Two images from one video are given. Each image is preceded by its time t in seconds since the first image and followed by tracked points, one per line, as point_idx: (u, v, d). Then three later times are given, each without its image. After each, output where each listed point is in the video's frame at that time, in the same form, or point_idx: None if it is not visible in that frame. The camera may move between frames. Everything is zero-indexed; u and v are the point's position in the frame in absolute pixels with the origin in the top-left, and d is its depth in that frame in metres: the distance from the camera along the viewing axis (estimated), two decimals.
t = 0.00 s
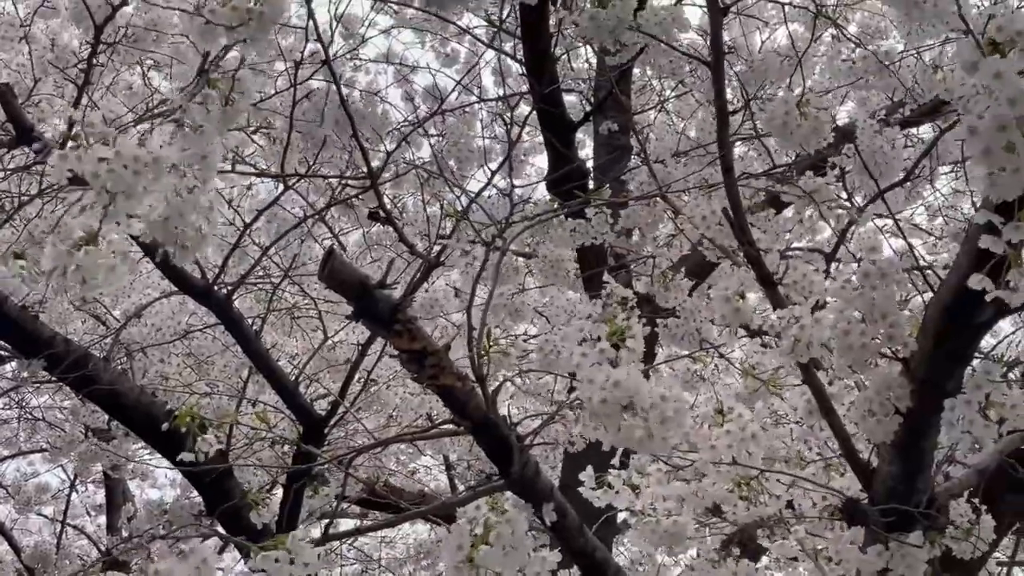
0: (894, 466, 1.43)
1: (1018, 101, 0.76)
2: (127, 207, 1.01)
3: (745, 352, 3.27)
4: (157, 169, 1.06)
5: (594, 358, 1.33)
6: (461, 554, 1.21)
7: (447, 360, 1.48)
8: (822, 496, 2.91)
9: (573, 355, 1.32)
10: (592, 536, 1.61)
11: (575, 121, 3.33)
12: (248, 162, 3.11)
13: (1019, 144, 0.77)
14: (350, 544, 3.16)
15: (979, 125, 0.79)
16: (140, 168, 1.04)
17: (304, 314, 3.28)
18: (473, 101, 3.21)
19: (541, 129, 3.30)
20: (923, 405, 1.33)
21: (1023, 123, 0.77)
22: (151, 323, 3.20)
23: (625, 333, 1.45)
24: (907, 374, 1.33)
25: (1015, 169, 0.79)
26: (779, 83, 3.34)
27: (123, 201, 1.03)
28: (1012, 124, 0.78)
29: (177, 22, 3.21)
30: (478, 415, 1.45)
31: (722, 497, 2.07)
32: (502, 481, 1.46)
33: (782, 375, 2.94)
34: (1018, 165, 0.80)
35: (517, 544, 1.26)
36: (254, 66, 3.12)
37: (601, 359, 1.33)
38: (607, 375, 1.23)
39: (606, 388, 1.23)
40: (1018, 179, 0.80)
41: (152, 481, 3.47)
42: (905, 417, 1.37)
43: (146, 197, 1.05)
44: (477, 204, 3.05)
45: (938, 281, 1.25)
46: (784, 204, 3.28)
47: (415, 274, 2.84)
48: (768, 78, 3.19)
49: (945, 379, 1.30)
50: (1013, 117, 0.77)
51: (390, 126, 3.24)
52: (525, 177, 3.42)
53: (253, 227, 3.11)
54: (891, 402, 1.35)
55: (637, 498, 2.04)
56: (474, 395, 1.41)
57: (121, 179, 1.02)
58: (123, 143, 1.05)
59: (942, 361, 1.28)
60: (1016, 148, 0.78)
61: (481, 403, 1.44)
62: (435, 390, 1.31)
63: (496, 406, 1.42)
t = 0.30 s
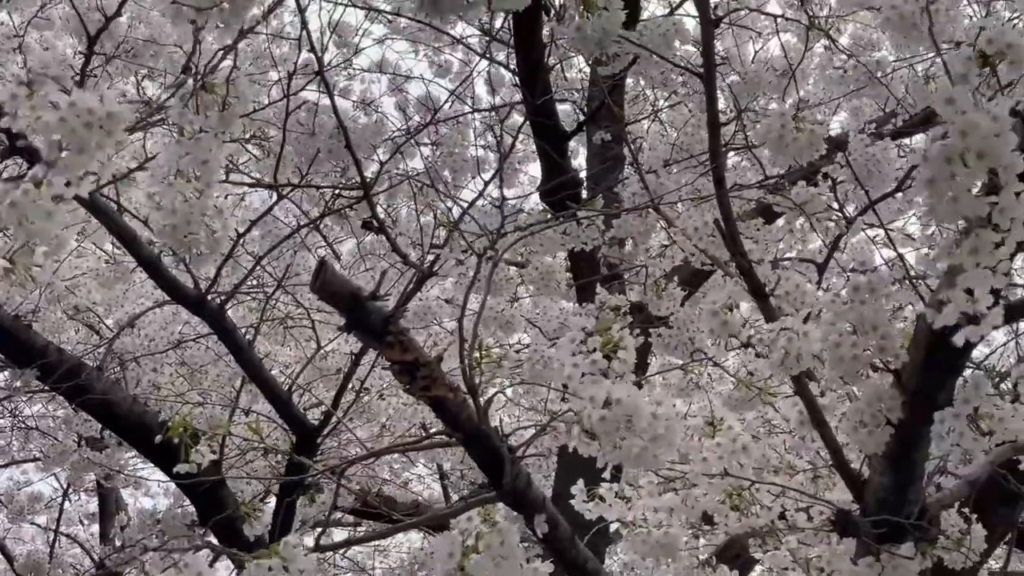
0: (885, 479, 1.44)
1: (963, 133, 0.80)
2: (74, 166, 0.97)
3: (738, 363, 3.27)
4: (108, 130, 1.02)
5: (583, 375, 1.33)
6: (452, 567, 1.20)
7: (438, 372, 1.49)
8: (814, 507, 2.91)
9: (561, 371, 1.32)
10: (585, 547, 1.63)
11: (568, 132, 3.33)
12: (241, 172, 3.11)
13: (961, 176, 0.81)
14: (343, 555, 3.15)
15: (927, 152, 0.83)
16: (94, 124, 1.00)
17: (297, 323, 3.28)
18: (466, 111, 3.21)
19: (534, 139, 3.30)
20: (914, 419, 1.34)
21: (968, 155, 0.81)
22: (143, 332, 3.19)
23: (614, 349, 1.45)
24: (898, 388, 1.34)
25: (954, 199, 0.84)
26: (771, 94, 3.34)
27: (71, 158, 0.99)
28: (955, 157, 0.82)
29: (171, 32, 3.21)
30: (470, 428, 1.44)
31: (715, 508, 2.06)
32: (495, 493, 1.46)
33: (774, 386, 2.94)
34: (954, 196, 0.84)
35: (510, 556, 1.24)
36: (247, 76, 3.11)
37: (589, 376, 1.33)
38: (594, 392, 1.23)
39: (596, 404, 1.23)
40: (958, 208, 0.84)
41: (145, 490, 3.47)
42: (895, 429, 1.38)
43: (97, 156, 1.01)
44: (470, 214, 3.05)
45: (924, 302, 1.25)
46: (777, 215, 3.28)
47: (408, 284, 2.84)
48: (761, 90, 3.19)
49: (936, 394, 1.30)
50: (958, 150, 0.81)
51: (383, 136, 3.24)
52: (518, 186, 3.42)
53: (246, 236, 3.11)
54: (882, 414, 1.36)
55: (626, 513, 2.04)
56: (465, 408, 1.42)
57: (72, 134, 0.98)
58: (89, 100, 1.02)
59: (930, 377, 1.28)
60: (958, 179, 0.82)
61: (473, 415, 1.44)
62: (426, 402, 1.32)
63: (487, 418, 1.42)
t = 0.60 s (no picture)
0: (877, 487, 1.46)
1: (932, 136, 0.89)
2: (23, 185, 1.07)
3: (731, 372, 3.27)
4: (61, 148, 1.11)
5: (571, 391, 1.32)
6: None
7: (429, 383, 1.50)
8: (806, 517, 2.91)
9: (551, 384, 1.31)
10: (576, 558, 1.61)
11: (562, 140, 3.32)
12: (233, 180, 3.11)
13: (925, 178, 0.90)
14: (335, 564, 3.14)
15: (896, 154, 0.92)
16: (46, 145, 1.10)
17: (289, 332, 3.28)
18: (460, 120, 3.20)
19: (527, 148, 3.29)
20: (905, 427, 1.36)
21: (934, 159, 0.90)
22: (136, 341, 3.18)
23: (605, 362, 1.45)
24: (890, 397, 1.36)
25: (917, 200, 0.93)
26: (765, 103, 3.33)
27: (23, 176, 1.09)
28: (921, 159, 0.91)
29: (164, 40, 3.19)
30: (462, 437, 1.44)
31: (707, 520, 2.05)
32: (487, 503, 1.46)
33: (767, 395, 2.93)
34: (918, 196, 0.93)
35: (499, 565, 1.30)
36: (240, 84, 3.10)
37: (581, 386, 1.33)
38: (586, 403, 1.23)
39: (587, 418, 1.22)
40: (918, 210, 0.92)
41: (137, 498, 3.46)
42: (888, 439, 1.41)
43: (50, 175, 1.11)
44: (462, 224, 3.05)
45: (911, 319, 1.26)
46: (770, 224, 3.27)
47: (400, 294, 2.83)
48: (755, 99, 3.18)
49: (927, 402, 1.32)
50: (926, 152, 0.90)
51: (376, 145, 3.24)
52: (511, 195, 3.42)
53: (239, 245, 3.10)
54: (874, 422, 1.39)
55: (615, 527, 2.04)
56: (457, 417, 1.41)
57: (22, 153, 1.08)
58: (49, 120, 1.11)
59: (920, 387, 1.31)
60: (922, 180, 0.91)
61: (465, 425, 1.44)
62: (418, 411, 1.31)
63: (479, 427, 1.42)
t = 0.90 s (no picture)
0: (867, 496, 1.45)
1: (928, 137, 0.84)
2: (48, 216, 1.01)
3: (723, 379, 3.26)
4: (85, 177, 1.07)
5: (557, 406, 1.32)
6: None
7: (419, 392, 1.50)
8: (797, 525, 2.91)
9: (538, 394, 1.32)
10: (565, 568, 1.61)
11: (554, 147, 3.31)
12: (224, 187, 3.10)
13: (921, 181, 0.85)
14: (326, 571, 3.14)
15: (890, 157, 0.87)
16: (69, 177, 1.05)
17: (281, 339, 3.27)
18: (452, 126, 3.19)
19: (519, 154, 3.28)
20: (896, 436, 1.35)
21: (930, 160, 0.85)
22: (127, 348, 3.18)
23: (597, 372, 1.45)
24: (880, 405, 1.35)
25: (912, 203, 0.88)
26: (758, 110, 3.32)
27: (46, 209, 1.03)
28: (917, 161, 0.86)
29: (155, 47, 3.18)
30: (451, 447, 1.44)
31: (699, 528, 2.06)
32: (477, 512, 1.46)
33: (758, 403, 2.93)
34: (914, 199, 0.88)
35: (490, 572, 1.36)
36: (230, 92, 3.09)
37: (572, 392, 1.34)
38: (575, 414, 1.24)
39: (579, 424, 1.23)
40: (916, 212, 0.88)
41: (129, 505, 3.45)
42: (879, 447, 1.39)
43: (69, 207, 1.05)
44: (453, 231, 3.04)
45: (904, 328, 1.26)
46: (761, 231, 3.27)
47: (391, 302, 2.82)
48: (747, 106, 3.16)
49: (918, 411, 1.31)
50: (921, 155, 0.85)
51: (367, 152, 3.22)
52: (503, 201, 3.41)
53: (229, 252, 3.10)
54: (865, 432, 1.38)
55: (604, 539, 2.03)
56: (447, 426, 1.41)
57: (45, 185, 1.02)
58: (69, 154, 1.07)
59: (915, 394, 1.29)
60: (918, 184, 0.86)
61: (456, 433, 1.44)
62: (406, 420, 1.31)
63: (469, 436, 1.42)
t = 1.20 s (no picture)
0: (857, 501, 1.45)
1: (894, 137, 0.86)
2: (11, 222, 0.99)
3: (713, 384, 3.27)
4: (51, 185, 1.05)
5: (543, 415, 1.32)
6: None
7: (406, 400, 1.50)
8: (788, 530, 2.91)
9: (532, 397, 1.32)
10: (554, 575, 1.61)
11: (546, 152, 3.31)
12: (215, 192, 3.09)
13: (886, 180, 0.86)
14: None
15: (856, 156, 0.88)
16: (34, 184, 1.03)
17: (272, 344, 3.26)
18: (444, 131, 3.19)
19: (510, 160, 3.27)
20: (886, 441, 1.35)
21: (894, 161, 0.87)
22: (118, 353, 3.17)
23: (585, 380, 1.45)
24: (870, 410, 1.35)
25: (874, 203, 0.88)
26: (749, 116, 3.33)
27: (10, 216, 1.02)
28: (881, 160, 0.88)
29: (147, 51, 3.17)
30: (441, 453, 1.44)
31: (688, 534, 2.06)
32: (467, 517, 1.46)
33: (749, 409, 2.93)
34: (877, 200, 0.88)
35: None
36: (222, 97, 3.08)
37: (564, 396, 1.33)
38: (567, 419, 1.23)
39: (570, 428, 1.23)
40: (877, 215, 0.88)
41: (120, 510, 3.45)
42: (868, 456, 1.37)
43: (38, 215, 1.04)
44: (445, 237, 3.03)
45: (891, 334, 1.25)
46: (752, 237, 3.27)
47: (383, 307, 2.82)
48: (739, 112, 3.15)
49: (908, 417, 1.31)
50: (887, 153, 0.87)
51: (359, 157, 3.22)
52: (494, 207, 3.41)
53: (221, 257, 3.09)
54: (854, 437, 1.37)
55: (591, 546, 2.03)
56: (436, 433, 1.41)
57: (8, 192, 1.01)
58: (38, 163, 1.06)
59: (904, 401, 1.27)
60: (882, 183, 0.87)
61: (446, 439, 1.44)
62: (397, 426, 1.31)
63: (459, 442, 1.42)
